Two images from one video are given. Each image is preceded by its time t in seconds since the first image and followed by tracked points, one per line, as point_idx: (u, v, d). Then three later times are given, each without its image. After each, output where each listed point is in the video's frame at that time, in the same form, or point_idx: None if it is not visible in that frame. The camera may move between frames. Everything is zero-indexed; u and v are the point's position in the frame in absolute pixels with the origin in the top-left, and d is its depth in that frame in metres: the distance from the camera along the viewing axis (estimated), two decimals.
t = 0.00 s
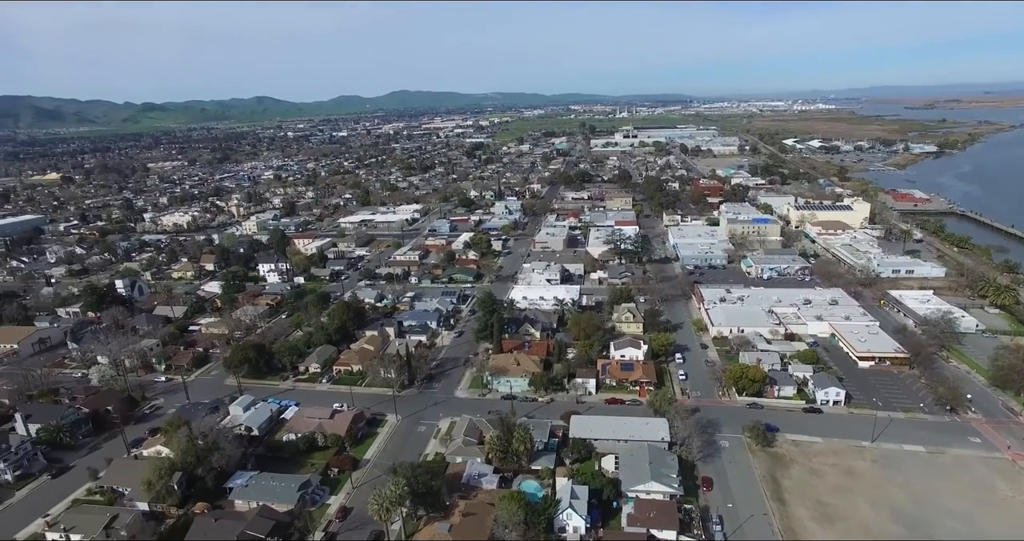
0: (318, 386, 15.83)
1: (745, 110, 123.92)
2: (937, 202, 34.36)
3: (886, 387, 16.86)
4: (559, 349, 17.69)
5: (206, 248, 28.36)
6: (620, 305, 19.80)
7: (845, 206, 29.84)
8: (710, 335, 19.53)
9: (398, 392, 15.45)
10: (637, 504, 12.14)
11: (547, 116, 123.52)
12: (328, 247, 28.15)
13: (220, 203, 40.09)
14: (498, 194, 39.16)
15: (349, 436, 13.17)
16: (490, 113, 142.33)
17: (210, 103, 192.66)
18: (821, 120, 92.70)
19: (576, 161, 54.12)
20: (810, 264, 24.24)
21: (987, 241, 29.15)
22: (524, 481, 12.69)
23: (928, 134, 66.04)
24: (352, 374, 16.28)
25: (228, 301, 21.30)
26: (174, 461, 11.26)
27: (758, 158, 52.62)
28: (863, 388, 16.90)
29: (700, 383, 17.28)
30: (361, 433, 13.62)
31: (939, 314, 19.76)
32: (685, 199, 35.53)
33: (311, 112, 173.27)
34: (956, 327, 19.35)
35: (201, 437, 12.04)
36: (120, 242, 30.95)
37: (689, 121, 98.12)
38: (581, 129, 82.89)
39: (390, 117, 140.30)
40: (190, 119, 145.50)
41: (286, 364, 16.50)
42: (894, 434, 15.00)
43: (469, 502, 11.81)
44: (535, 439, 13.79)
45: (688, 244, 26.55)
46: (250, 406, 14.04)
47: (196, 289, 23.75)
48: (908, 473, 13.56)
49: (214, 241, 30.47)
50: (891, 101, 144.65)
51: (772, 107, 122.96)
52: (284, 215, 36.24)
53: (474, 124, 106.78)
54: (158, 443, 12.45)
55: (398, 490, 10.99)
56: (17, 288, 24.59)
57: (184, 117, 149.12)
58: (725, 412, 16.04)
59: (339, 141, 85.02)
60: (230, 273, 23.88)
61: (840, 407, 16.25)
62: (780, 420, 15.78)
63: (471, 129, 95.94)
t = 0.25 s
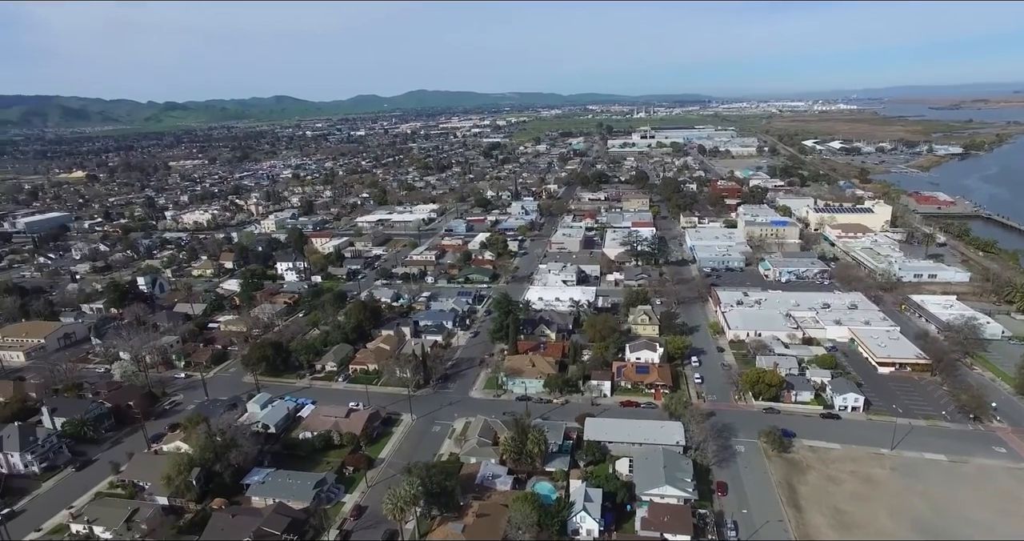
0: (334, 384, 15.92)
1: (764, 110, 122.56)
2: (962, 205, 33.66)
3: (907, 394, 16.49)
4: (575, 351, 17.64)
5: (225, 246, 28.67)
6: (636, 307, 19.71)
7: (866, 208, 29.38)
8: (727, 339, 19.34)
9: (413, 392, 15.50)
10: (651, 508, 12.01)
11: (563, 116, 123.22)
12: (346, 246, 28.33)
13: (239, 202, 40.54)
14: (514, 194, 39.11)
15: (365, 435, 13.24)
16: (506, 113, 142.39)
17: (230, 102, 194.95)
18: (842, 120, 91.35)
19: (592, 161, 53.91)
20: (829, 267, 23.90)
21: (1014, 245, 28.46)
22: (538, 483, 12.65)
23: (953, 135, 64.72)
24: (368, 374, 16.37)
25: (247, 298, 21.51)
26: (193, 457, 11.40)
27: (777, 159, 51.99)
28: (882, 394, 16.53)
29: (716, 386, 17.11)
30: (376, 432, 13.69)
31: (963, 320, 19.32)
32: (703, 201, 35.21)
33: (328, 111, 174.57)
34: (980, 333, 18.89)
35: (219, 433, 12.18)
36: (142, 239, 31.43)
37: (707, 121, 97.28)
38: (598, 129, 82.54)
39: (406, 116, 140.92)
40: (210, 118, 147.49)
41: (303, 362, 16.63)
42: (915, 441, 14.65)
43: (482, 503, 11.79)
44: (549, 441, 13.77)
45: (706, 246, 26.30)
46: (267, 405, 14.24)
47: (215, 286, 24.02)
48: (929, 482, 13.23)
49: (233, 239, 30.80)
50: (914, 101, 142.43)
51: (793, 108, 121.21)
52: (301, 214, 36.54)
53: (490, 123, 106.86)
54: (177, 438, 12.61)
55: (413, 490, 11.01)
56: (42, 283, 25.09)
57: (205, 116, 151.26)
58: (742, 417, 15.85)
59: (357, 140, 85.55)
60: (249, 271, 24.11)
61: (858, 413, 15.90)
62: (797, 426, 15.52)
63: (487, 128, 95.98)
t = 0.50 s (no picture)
0: (349, 383, 16.02)
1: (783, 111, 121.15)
2: (988, 208, 32.94)
3: (928, 401, 16.16)
4: (590, 353, 17.59)
5: (244, 244, 28.96)
6: (652, 309, 19.64)
7: (888, 211, 28.90)
8: (744, 342, 19.15)
9: (429, 392, 15.55)
10: (665, 512, 11.88)
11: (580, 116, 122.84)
12: (363, 246, 28.50)
13: (258, 200, 40.93)
14: (531, 195, 39.03)
15: (380, 434, 13.31)
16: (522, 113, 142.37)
17: (249, 102, 197.19)
18: (863, 121, 89.94)
19: (610, 162, 53.68)
20: (849, 271, 23.56)
21: None
22: (552, 484, 12.61)
23: (979, 136, 63.35)
24: (384, 373, 16.45)
25: (265, 296, 21.72)
26: (211, 453, 11.52)
27: (796, 161, 51.34)
28: (902, 401, 16.23)
29: (732, 390, 16.94)
30: (391, 432, 13.76)
31: (988, 326, 18.89)
32: (720, 203, 34.88)
33: (345, 110, 175.74)
34: (1006, 340, 18.45)
35: (237, 430, 12.30)
36: (163, 237, 31.87)
37: (725, 122, 96.39)
38: (615, 129, 82.15)
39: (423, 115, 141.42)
40: (230, 117, 149.41)
41: (319, 361, 16.75)
42: (936, 449, 14.34)
43: (496, 504, 11.77)
44: (563, 443, 13.73)
45: (723, 249, 26.06)
46: (284, 402, 14.39)
47: (234, 284, 24.27)
48: (951, 491, 12.93)
49: (252, 237, 31.10)
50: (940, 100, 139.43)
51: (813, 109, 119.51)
52: (319, 213, 36.82)
53: (507, 123, 106.89)
54: (196, 434, 12.76)
55: (427, 490, 11.02)
56: (67, 280, 25.56)
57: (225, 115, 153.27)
58: (758, 422, 15.65)
59: (374, 139, 86.02)
60: (267, 270, 24.34)
61: (877, 420, 15.63)
62: (814, 431, 15.28)
63: (504, 128, 95.97)
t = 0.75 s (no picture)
0: (366, 381, 16.13)
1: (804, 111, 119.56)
2: (1017, 211, 32.14)
3: (952, 409, 15.79)
4: (606, 355, 17.56)
5: (264, 242, 29.25)
6: (669, 312, 19.57)
7: (912, 214, 28.37)
8: (762, 346, 18.92)
9: (445, 392, 15.60)
10: (681, 517, 11.73)
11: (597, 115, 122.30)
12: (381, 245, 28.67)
13: (278, 199, 41.37)
14: (549, 195, 38.93)
15: (396, 433, 13.38)
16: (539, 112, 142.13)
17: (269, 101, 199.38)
18: (887, 122, 88.35)
19: (628, 162, 53.39)
20: (871, 275, 23.16)
21: None
22: (567, 486, 12.57)
23: (1008, 137, 61.85)
24: (400, 372, 16.52)
25: (284, 294, 21.92)
26: (230, 450, 11.65)
27: (818, 162, 50.60)
28: (925, 408, 15.88)
29: (750, 394, 16.74)
30: (408, 431, 13.83)
31: (1015, 333, 18.41)
32: (740, 205, 34.51)
33: (364, 110, 176.86)
34: None
35: (256, 427, 12.43)
36: (186, 235, 32.32)
37: (745, 122, 95.34)
38: (633, 129, 81.66)
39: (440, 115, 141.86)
40: (251, 116, 151.13)
41: (337, 359, 16.88)
42: (960, 459, 13.97)
43: (510, 506, 11.73)
44: (579, 445, 13.67)
45: (742, 251, 25.78)
46: (302, 400, 14.49)
47: (254, 282, 24.53)
48: (975, 502, 12.58)
49: (272, 235, 31.40)
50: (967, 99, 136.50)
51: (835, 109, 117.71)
52: (338, 212, 37.10)
53: (525, 123, 106.81)
54: (216, 430, 12.91)
55: (442, 490, 11.03)
56: (93, 276, 26.02)
57: (245, 113, 155.10)
58: (776, 427, 15.42)
59: (393, 138, 86.47)
60: (287, 268, 24.58)
61: (899, 427, 15.30)
62: (833, 438, 15.00)
63: (522, 128, 95.87)
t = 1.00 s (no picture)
0: (384, 380, 16.23)
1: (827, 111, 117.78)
2: None
3: (978, 418, 15.40)
4: (624, 357, 17.50)
5: (284, 241, 29.55)
6: (687, 315, 19.52)
7: (938, 218, 27.80)
8: (782, 350, 18.67)
9: (461, 392, 15.63)
10: (697, 522, 11.58)
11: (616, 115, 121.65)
12: (399, 244, 28.81)
13: (299, 198, 41.78)
14: (567, 196, 38.80)
15: (413, 432, 13.45)
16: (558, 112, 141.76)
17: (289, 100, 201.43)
18: (912, 122, 86.64)
19: (648, 163, 53.05)
20: (894, 280, 22.72)
21: None
22: (582, 489, 12.51)
23: None
24: (418, 372, 16.60)
25: (303, 293, 22.11)
26: (249, 446, 11.78)
27: (841, 164, 49.80)
28: (949, 417, 15.50)
29: (768, 400, 16.52)
30: (424, 431, 13.91)
31: None
32: (761, 207, 34.07)
33: (382, 109, 177.93)
34: None
35: (274, 424, 12.55)
36: (208, 233, 32.79)
37: (766, 123, 94.24)
38: (653, 129, 81.13)
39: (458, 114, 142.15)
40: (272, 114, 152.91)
41: (355, 358, 17.00)
42: (986, 470, 13.59)
43: (525, 507, 11.69)
44: (595, 447, 13.62)
45: (762, 254, 25.47)
46: (320, 398, 14.48)
47: (274, 280, 24.79)
48: (1002, 514, 12.21)
49: (292, 234, 31.72)
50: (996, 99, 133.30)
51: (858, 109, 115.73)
52: (358, 211, 37.36)
53: (544, 123, 106.66)
54: (236, 427, 13.08)
55: (458, 490, 11.02)
56: (118, 272, 26.51)
57: (266, 112, 156.93)
58: (795, 433, 15.17)
59: (412, 137, 86.87)
60: (306, 267, 24.81)
61: (922, 435, 14.94)
62: (854, 445, 14.71)
63: (541, 127, 95.64)
